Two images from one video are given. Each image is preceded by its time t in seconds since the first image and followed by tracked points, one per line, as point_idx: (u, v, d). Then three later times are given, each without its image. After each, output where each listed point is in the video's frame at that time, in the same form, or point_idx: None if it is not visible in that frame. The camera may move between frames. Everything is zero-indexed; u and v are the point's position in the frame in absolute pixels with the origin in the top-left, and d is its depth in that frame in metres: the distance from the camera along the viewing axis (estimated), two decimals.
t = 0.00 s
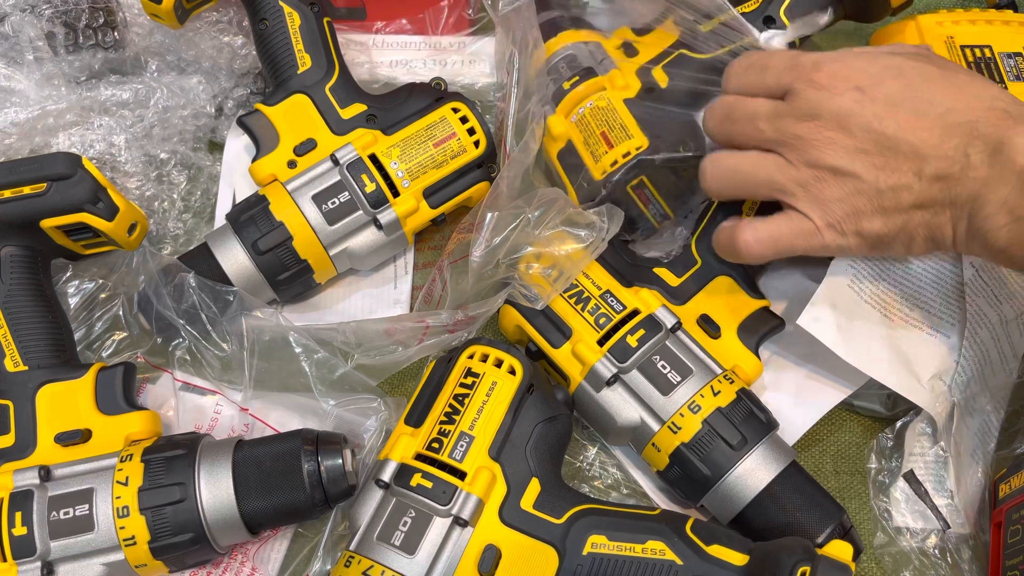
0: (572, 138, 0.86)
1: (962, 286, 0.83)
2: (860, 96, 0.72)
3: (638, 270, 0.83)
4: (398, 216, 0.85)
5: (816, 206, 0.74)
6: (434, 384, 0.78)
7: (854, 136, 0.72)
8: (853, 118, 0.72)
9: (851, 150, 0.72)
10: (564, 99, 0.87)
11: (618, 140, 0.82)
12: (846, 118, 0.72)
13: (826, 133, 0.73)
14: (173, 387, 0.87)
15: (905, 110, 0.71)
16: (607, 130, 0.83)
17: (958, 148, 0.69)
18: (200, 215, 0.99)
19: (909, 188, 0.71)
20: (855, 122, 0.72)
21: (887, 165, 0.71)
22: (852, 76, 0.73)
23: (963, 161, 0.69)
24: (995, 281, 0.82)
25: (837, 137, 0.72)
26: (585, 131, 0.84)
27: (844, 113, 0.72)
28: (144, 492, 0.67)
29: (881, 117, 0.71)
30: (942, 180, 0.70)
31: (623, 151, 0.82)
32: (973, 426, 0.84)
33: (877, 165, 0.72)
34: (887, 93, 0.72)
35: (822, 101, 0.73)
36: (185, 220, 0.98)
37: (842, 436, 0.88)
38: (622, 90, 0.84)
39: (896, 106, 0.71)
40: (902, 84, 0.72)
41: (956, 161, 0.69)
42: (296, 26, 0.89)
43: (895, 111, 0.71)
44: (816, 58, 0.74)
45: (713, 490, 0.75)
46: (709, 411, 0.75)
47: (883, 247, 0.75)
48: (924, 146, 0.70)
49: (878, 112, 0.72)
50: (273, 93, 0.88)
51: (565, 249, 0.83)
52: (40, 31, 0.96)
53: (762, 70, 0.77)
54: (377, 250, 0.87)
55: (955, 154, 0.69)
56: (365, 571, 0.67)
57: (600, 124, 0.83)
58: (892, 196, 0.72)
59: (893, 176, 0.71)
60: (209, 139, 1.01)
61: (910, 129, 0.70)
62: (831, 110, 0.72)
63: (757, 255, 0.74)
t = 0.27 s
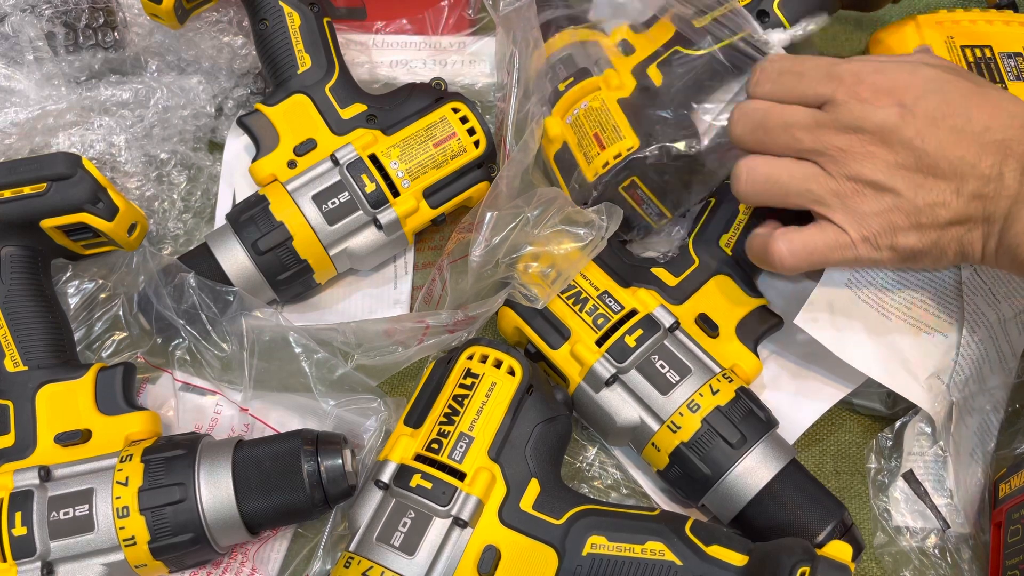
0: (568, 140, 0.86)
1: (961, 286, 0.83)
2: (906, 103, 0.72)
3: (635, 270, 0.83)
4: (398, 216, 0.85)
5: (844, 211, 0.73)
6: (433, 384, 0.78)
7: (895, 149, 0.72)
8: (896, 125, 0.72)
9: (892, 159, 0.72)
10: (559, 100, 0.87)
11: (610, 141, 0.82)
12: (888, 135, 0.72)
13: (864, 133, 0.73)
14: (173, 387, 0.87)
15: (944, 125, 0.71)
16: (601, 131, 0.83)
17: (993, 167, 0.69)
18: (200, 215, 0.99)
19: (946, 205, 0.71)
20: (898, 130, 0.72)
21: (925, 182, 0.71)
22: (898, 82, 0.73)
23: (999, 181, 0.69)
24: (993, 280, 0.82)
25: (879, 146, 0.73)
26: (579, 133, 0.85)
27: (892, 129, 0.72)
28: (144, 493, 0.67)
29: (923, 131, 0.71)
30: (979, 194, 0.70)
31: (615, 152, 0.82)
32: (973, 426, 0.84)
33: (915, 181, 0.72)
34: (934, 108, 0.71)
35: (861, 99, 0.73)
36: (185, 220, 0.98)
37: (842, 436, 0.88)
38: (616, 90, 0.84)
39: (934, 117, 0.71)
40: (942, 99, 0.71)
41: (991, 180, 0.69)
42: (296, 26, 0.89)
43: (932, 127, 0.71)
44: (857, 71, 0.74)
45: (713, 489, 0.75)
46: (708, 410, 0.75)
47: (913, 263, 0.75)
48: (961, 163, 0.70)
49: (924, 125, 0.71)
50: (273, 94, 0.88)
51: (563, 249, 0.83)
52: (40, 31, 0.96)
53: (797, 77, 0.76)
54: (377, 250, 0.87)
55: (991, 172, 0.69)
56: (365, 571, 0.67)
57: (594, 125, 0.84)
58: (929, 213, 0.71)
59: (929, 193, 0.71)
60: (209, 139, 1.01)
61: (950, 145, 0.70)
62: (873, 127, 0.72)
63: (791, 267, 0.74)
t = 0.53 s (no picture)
0: (566, 143, 0.87)
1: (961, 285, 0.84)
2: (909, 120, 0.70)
3: (634, 271, 0.83)
4: (398, 216, 0.85)
5: (849, 222, 0.73)
6: (433, 384, 0.78)
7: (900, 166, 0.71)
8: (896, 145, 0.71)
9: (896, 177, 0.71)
10: (557, 102, 0.87)
11: (603, 144, 0.82)
12: (894, 144, 0.70)
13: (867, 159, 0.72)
14: (173, 387, 0.87)
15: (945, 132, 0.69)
16: (595, 133, 0.83)
17: (1006, 170, 0.67)
18: (200, 215, 0.99)
19: (957, 211, 0.70)
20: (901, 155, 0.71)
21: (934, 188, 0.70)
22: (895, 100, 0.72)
23: (1013, 184, 0.67)
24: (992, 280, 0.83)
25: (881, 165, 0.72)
26: (576, 135, 0.85)
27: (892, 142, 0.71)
28: (144, 493, 0.67)
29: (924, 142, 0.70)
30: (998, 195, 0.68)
31: (608, 154, 0.82)
32: (973, 425, 0.84)
33: (923, 188, 0.70)
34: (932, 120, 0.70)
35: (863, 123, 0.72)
36: (185, 220, 0.98)
37: (841, 436, 0.88)
38: (611, 90, 0.83)
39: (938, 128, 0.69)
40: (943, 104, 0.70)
41: (1004, 184, 0.67)
42: (296, 26, 0.89)
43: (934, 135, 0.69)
44: (861, 80, 0.73)
45: (713, 489, 0.75)
46: (707, 409, 0.75)
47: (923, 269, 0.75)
48: (976, 166, 0.68)
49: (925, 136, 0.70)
50: (273, 94, 0.88)
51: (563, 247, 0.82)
52: (40, 31, 0.96)
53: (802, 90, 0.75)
54: (376, 250, 0.87)
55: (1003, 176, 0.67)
56: (365, 571, 0.67)
57: (589, 127, 0.83)
58: (939, 220, 0.71)
59: (944, 199, 0.70)
60: (209, 139, 1.01)
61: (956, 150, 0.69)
62: (879, 135, 0.70)
63: (792, 255, 0.77)
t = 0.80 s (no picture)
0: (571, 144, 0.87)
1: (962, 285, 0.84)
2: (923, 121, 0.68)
3: (634, 271, 0.83)
4: (398, 216, 0.85)
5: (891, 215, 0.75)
6: (433, 384, 0.78)
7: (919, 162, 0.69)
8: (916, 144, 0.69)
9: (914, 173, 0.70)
10: (562, 105, 0.87)
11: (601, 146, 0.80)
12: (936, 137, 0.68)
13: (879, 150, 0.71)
14: (173, 387, 0.87)
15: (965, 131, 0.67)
16: (595, 135, 0.81)
17: None
18: (200, 215, 0.99)
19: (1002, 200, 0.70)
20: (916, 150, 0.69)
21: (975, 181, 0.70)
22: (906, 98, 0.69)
23: None
24: (992, 280, 0.83)
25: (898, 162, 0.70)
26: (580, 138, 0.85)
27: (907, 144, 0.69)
28: (144, 493, 0.67)
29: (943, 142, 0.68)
30: None
31: (605, 156, 0.80)
32: (974, 425, 0.84)
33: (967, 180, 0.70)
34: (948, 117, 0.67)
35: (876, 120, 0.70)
36: (185, 220, 0.98)
37: (841, 436, 0.88)
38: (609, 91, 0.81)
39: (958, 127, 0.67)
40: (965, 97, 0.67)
41: None
42: (296, 26, 0.89)
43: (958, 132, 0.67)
44: (900, 66, 0.69)
45: (713, 489, 0.75)
46: (708, 410, 0.75)
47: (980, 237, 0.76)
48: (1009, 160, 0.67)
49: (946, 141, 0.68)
50: (273, 94, 0.88)
51: (563, 246, 0.83)
52: (40, 31, 0.96)
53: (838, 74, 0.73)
54: (377, 250, 0.87)
55: None
56: (365, 571, 0.67)
57: (590, 129, 0.82)
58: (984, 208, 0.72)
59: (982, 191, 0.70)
60: (209, 139, 1.01)
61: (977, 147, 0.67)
62: (920, 128, 0.68)
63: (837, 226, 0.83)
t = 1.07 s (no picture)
0: (574, 145, 0.88)
1: (961, 283, 0.83)
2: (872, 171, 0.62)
3: (635, 271, 0.83)
4: (398, 216, 0.85)
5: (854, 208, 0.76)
6: (433, 384, 0.78)
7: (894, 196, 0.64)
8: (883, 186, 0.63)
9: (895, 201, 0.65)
10: (566, 106, 0.87)
11: (606, 150, 0.82)
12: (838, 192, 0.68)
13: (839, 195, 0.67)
14: (173, 387, 0.87)
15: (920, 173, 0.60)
16: (599, 139, 0.83)
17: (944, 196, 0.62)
18: (200, 215, 0.99)
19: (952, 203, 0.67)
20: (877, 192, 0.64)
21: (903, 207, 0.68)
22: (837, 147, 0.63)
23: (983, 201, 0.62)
24: (993, 279, 0.82)
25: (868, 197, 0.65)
26: (583, 139, 0.86)
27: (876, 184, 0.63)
28: (144, 493, 0.67)
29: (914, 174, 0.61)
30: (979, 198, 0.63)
31: (610, 160, 0.82)
32: (973, 424, 0.84)
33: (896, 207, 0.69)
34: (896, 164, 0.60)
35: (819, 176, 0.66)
36: (185, 220, 0.98)
37: (841, 436, 0.88)
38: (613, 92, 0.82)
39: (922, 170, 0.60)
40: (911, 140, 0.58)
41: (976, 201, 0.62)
42: (296, 26, 0.89)
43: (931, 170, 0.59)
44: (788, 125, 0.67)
45: (713, 489, 0.75)
46: (708, 410, 0.75)
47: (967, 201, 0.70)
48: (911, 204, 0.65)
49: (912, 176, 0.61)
50: (273, 94, 0.88)
51: (563, 246, 0.83)
52: (40, 31, 0.96)
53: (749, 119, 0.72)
54: (377, 250, 0.87)
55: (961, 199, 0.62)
56: (365, 571, 0.67)
57: (594, 133, 0.84)
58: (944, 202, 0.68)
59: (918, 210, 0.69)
60: (209, 139, 1.01)
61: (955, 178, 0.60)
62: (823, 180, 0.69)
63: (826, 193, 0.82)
